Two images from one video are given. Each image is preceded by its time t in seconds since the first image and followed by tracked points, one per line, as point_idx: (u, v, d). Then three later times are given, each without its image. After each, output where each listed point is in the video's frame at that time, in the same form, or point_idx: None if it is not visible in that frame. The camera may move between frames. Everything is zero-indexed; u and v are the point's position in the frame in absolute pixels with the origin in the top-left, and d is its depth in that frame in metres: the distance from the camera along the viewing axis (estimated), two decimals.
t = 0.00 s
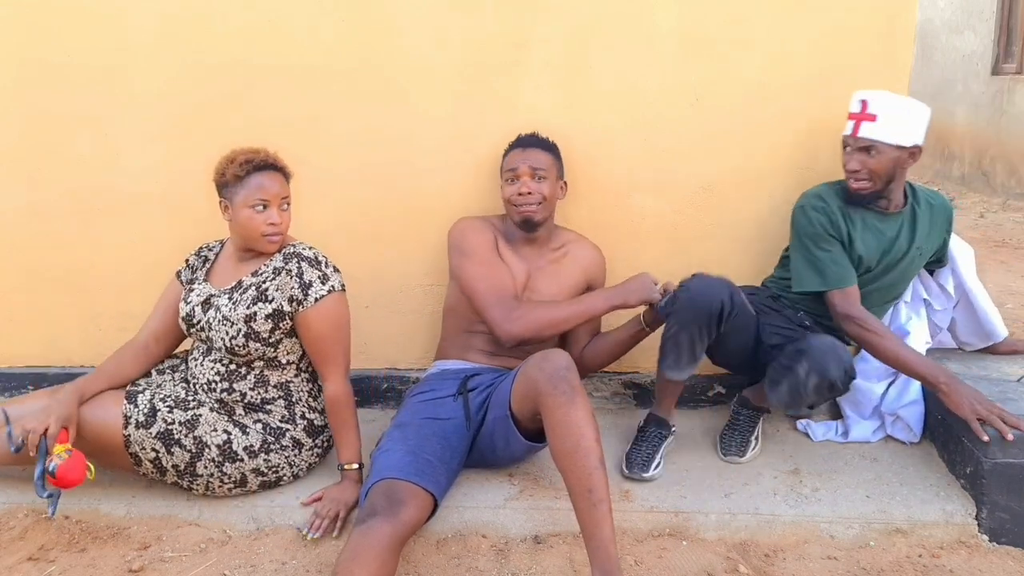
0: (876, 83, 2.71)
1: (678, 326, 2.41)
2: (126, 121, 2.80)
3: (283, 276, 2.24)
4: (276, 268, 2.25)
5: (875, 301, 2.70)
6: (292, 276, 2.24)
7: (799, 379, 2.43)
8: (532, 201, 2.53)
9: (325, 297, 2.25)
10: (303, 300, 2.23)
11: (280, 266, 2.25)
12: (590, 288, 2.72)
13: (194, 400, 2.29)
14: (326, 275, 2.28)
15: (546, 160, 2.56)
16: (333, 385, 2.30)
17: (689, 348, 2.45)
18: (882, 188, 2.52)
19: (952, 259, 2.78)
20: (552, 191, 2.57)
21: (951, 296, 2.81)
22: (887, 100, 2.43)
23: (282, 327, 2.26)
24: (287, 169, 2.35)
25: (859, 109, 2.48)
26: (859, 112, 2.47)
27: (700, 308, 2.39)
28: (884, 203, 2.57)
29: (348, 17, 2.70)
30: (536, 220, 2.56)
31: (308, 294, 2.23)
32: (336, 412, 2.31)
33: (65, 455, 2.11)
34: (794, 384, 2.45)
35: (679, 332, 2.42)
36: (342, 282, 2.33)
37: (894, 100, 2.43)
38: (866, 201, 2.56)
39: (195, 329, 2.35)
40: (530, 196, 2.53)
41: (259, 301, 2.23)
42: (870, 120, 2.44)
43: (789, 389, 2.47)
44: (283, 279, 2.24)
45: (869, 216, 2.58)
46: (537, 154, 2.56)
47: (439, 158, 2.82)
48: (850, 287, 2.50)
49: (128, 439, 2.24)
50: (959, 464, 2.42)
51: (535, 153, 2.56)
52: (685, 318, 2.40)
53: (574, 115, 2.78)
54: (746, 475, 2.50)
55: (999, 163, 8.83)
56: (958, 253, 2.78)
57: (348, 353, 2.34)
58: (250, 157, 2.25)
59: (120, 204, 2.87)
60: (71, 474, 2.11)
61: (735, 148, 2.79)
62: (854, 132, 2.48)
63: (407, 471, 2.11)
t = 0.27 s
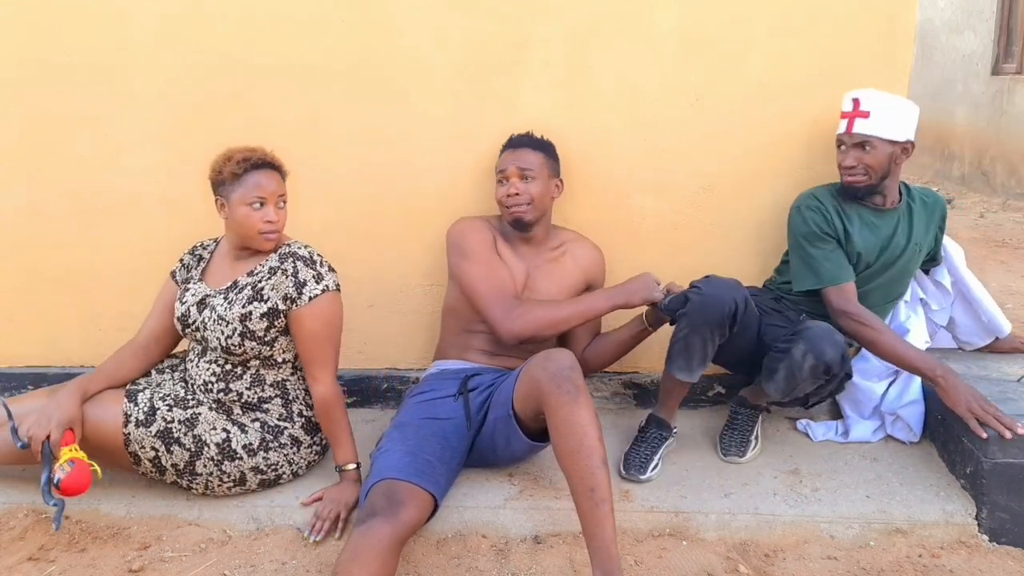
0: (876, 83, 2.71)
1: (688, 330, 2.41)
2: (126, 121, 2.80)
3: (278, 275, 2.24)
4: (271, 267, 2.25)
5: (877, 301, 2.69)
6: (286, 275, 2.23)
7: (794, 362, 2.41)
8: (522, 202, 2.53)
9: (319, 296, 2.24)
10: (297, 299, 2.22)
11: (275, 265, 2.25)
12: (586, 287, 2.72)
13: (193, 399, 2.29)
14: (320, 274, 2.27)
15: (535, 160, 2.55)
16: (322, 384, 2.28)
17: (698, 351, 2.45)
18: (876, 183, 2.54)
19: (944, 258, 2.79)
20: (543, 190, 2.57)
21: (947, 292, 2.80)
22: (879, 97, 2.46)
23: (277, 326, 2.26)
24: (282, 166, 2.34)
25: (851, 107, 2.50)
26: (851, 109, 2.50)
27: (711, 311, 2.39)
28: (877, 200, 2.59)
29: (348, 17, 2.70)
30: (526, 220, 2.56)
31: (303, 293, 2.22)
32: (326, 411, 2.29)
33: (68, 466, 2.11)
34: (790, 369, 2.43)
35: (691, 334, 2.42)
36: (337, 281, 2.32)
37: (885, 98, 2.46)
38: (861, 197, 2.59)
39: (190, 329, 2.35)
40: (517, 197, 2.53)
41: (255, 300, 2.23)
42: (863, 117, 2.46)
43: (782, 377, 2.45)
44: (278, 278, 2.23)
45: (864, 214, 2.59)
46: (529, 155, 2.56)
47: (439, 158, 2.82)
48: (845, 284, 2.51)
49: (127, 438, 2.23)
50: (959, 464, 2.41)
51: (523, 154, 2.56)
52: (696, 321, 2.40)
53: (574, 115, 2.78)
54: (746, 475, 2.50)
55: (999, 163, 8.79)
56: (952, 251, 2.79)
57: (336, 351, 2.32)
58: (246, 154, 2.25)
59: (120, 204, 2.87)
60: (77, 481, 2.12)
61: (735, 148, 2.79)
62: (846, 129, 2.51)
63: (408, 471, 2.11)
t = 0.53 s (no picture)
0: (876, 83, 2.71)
1: (691, 330, 2.40)
2: (126, 121, 2.80)
3: (274, 275, 2.23)
4: (268, 267, 2.24)
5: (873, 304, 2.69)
6: (283, 275, 2.22)
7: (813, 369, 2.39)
8: (512, 203, 2.53)
9: (314, 297, 2.23)
10: (294, 299, 2.21)
11: (271, 265, 2.24)
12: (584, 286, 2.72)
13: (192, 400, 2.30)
14: (317, 274, 2.26)
15: (525, 162, 2.55)
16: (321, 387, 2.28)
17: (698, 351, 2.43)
18: (887, 183, 2.54)
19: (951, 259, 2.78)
20: (536, 189, 2.56)
21: (952, 293, 2.80)
22: (896, 95, 2.46)
23: (274, 327, 2.25)
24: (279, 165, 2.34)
25: (868, 104, 2.50)
26: (869, 106, 2.49)
27: (712, 314, 2.38)
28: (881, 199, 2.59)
29: (348, 17, 2.70)
30: (520, 221, 2.57)
31: (299, 294, 2.22)
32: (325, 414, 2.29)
33: (66, 462, 2.11)
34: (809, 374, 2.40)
35: (692, 336, 2.41)
36: (334, 281, 2.31)
37: (902, 96, 2.47)
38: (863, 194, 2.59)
39: (188, 329, 2.35)
40: (506, 200, 2.54)
41: (252, 301, 2.22)
42: (881, 115, 2.46)
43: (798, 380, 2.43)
44: (274, 278, 2.22)
45: (867, 213, 2.59)
46: (520, 157, 2.55)
47: (439, 158, 2.82)
48: (839, 282, 2.52)
49: (127, 440, 2.24)
50: (959, 464, 2.41)
51: (512, 156, 2.56)
52: (698, 324, 2.40)
53: (574, 115, 2.78)
54: (746, 475, 2.50)
55: (999, 163, 8.81)
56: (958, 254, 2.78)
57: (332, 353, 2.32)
58: (242, 153, 2.25)
59: (120, 204, 2.87)
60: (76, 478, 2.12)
61: (735, 148, 2.79)
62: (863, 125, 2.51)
63: (407, 471, 2.11)
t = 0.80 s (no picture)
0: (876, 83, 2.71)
1: (689, 329, 2.49)
2: (126, 121, 2.80)
3: (277, 275, 2.23)
4: (270, 267, 2.25)
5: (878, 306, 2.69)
6: (284, 274, 2.22)
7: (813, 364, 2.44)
8: (514, 201, 2.53)
9: (315, 297, 2.23)
10: (296, 298, 2.21)
11: (273, 265, 2.24)
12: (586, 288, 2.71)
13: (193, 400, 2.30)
14: (318, 273, 2.26)
15: (528, 162, 2.55)
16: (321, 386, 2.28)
17: (694, 349, 2.50)
18: (899, 178, 2.50)
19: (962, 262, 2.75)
20: (538, 189, 2.56)
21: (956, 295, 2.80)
22: (908, 90, 2.45)
23: (275, 326, 2.25)
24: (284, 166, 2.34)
25: (880, 98, 2.48)
26: (881, 100, 2.48)
27: (711, 312, 2.48)
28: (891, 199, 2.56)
29: (348, 18, 2.70)
30: (521, 220, 2.57)
31: (300, 293, 2.22)
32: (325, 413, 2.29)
33: (66, 459, 2.11)
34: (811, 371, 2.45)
35: (689, 335, 2.49)
36: (335, 281, 2.31)
37: (914, 92, 2.45)
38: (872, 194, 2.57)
39: (189, 328, 2.35)
40: (510, 198, 2.53)
41: (254, 300, 2.22)
42: (894, 107, 2.44)
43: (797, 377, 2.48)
44: (276, 278, 2.22)
45: (875, 213, 2.58)
46: (523, 156, 2.55)
47: (439, 158, 2.82)
48: (842, 286, 2.51)
49: (127, 439, 2.24)
50: (959, 464, 2.41)
51: (517, 154, 2.56)
52: (695, 322, 2.49)
53: (573, 115, 2.78)
54: (745, 475, 2.50)
55: (999, 163, 9.00)
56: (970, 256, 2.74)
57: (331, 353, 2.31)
58: (246, 153, 2.25)
59: (120, 204, 2.87)
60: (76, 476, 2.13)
61: (735, 147, 2.79)
62: (875, 120, 2.48)
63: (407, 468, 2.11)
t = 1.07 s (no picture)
0: (876, 83, 2.71)
1: (715, 332, 2.51)
2: (126, 121, 2.80)
3: (278, 274, 2.23)
4: (271, 266, 2.24)
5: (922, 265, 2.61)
6: (285, 274, 2.22)
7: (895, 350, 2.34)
8: (511, 204, 2.53)
9: (314, 297, 2.23)
10: (297, 299, 2.21)
11: (274, 265, 2.24)
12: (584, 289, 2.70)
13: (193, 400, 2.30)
14: (318, 273, 2.26)
15: (531, 164, 2.54)
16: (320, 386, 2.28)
17: (716, 357, 2.50)
18: (933, 128, 2.43)
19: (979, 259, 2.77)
20: (536, 193, 2.56)
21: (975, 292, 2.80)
22: (935, 40, 2.38)
23: (275, 326, 2.25)
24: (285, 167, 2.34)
25: (908, 52, 2.42)
26: (908, 53, 2.41)
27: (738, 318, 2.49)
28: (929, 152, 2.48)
29: (348, 17, 2.70)
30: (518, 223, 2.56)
31: (301, 293, 2.22)
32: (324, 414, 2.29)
33: (66, 456, 2.12)
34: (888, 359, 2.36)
35: (715, 338, 2.50)
36: (336, 281, 2.31)
37: (942, 41, 2.38)
38: (908, 147, 2.49)
39: (191, 328, 2.35)
40: (507, 199, 2.53)
41: (255, 300, 2.22)
42: (923, 58, 2.37)
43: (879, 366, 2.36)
44: (278, 277, 2.22)
45: (912, 168, 2.51)
46: (526, 157, 2.55)
47: (439, 159, 2.82)
48: (886, 243, 2.43)
49: (127, 439, 2.24)
50: (959, 464, 2.41)
51: (521, 155, 2.55)
52: (720, 326, 2.50)
53: (573, 115, 2.78)
54: (745, 475, 2.50)
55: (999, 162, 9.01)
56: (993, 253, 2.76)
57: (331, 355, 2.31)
58: (248, 152, 2.25)
59: (120, 203, 2.87)
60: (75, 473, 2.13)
61: (735, 148, 2.79)
62: (904, 72, 2.41)
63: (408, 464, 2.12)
